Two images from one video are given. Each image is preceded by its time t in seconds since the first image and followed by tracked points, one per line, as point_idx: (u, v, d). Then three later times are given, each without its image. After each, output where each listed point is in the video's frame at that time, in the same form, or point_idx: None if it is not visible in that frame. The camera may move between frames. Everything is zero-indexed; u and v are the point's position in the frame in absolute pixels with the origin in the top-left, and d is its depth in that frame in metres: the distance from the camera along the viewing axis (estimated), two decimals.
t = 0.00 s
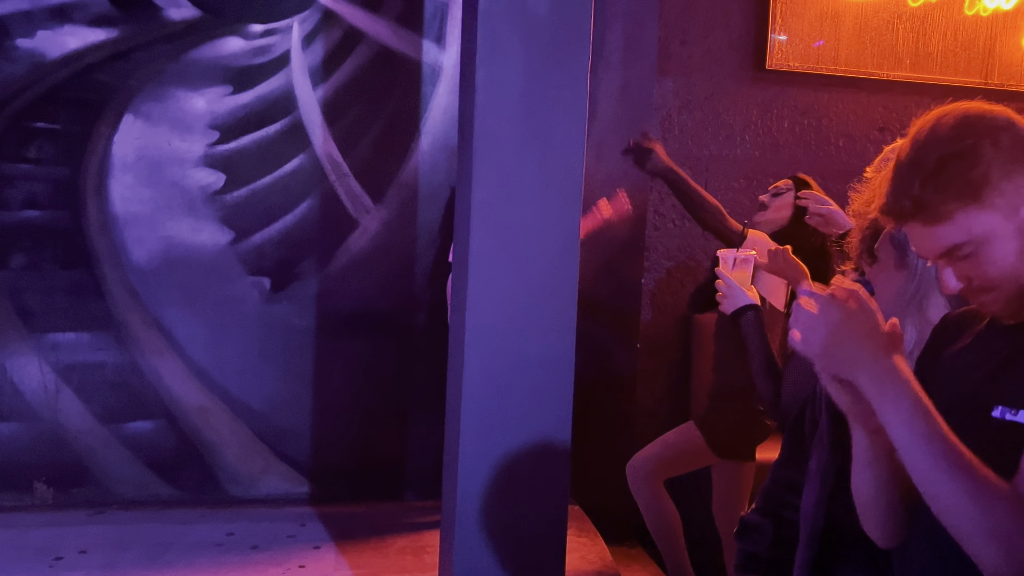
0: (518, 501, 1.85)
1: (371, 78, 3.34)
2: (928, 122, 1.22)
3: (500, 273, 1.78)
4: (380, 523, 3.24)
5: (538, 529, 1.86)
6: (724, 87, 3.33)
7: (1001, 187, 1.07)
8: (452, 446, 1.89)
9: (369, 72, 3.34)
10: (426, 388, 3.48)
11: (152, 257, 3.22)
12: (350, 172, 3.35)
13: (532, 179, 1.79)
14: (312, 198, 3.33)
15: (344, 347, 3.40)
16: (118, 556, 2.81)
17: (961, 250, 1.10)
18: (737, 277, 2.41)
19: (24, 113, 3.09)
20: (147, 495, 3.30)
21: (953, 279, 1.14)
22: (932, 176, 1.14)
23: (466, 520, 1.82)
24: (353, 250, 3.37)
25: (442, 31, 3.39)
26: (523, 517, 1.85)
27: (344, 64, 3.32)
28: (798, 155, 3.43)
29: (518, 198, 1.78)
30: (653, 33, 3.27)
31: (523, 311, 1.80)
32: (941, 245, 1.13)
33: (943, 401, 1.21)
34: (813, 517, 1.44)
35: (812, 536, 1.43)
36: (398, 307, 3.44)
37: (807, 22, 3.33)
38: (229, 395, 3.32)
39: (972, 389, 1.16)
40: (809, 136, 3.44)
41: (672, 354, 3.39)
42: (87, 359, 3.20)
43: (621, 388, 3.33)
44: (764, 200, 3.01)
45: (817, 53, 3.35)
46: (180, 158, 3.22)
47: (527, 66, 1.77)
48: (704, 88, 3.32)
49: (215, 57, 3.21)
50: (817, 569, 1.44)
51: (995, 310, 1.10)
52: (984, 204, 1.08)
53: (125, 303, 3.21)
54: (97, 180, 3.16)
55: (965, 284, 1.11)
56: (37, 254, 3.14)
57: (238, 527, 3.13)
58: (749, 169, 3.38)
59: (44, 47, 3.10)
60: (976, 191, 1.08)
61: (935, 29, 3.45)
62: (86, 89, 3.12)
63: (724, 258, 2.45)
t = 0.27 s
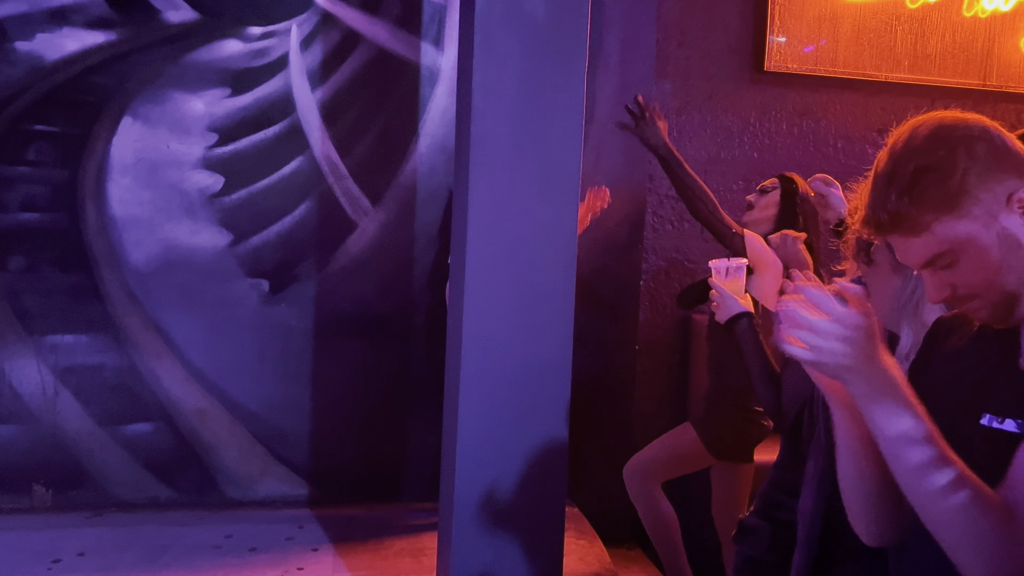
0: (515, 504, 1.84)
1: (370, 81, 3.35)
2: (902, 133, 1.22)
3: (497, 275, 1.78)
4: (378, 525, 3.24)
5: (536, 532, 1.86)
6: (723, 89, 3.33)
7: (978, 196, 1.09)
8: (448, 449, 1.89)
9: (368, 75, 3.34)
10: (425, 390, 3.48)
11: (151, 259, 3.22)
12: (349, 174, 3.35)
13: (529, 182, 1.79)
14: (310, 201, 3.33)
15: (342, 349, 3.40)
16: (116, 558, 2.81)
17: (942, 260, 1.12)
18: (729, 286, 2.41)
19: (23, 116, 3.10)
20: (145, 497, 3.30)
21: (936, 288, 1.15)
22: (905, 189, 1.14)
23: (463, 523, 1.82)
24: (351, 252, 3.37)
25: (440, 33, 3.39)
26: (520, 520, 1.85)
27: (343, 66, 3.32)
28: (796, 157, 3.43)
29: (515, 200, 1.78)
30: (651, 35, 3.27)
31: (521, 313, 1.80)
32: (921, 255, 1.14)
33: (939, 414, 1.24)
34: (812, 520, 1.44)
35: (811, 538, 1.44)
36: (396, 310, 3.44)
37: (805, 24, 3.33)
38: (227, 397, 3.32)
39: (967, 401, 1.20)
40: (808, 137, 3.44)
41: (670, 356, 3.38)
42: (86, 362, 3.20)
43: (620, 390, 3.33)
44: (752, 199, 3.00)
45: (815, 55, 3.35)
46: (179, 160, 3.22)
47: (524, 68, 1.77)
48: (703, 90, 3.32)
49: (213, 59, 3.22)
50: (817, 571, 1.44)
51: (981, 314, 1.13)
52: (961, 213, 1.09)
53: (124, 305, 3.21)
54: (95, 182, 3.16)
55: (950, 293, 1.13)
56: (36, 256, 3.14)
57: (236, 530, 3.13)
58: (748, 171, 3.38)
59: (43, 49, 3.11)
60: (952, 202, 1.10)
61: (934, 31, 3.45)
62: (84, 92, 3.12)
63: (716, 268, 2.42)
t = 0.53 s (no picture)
0: (514, 505, 1.84)
1: (370, 82, 3.35)
2: (901, 131, 1.24)
3: (496, 276, 1.78)
4: (378, 525, 3.24)
5: (535, 533, 1.86)
6: (723, 90, 3.34)
7: (967, 194, 1.10)
8: (448, 449, 1.89)
9: (367, 76, 3.35)
10: (425, 391, 3.48)
11: (151, 260, 3.23)
12: (349, 176, 3.36)
13: (528, 183, 1.79)
14: (311, 201, 3.33)
15: (342, 350, 3.40)
16: (117, 559, 2.82)
17: (932, 255, 1.13)
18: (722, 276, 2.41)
19: (23, 117, 3.10)
20: (146, 498, 3.30)
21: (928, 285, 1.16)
22: (898, 182, 1.17)
23: (462, 524, 1.82)
24: (351, 253, 3.37)
25: (440, 34, 3.39)
26: (519, 520, 1.85)
27: (343, 68, 3.32)
28: (796, 157, 3.43)
29: (514, 201, 1.78)
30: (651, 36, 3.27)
31: (520, 314, 1.80)
32: (912, 250, 1.15)
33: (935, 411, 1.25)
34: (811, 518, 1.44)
35: (810, 536, 1.44)
36: (396, 311, 3.44)
37: (805, 24, 3.33)
38: (228, 398, 3.33)
39: (965, 401, 1.20)
40: (808, 138, 3.44)
41: (670, 356, 3.35)
42: (86, 363, 3.20)
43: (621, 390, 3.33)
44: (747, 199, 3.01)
45: (815, 55, 3.35)
46: (179, 161, 3.23)
47: (523, 70, 1.78)
48: (702, 90, 3.32)
49: (214, 60, 3.22)
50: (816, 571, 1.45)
51: (973, 314, 1.13)
52: (951, 210, 1.10)
53: (124, 306, 3.22)
54: (96, 184, 3.16)
55: (942, 290, 1.13)
56: (36, 258, 3.14)
57: (237, 530, 3.13)
58: (748, 171, 3.38)
59: (43, 51, 3.11)
60: (942, 199, 1.11)
61: (934, 32, 3.45)
62: (85, 93, 3.13)
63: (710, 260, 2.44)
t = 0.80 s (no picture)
0: (516, 504, 1.85)
1: (370, 81, 3.35)
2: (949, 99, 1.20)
3: (498, 276, 1.78)
4: (380, 525, 3.25)
5: (535, 533, 1.86)
6: (723, 89, 3.33)
7: (954, 180, 1.10)
8: (449, 449, 1.90)
9: (368, 76, 3.35)
10: (426, 390, 3.49)
11: (153, 260, 3.23)
12: (350, 175, 3.36)
13: (529, 183, 1.79)
14: (312, 201, 3.34)
15: (344, 349, 3.41)
16: (119, 559, 2.82)
17: (917, 226, 1.16)
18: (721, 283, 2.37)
19: (25, 118, 3.11)
20: (148, 497, 3.31)
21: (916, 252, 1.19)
22: (915, 148, 1.18)
23: (464, 523, 1.82)
24: (352, 253, 3.38)
25: (441, 34, 3.39)
26: (520, 520, 1.85)
27: (344, 67, 3.33)
28: (797, 156, 3.43)
29: (514, 201, 1.78)
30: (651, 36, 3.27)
31: (522, 313, 1.81)
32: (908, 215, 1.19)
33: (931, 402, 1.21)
34: (813, 517, 1.45)
35: (813, 536, 1.45)
36: (397, 310, 3.44)
37: (807, 23, 3.33)
38: (229, 397, 3.33)
39: (966, 395, 1.15)
40: (809, 137, 3.44)
41: (671, 356, 3.38)
42: (89, 363, 3.21)
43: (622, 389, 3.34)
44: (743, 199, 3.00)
45: (816, 54, 3.35)
46: (180, 162, 3.23)
47: (523, 70, 1.78)
48: (703, 90, 3.32)
49: (215, 61, 3.22)
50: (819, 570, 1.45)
51: (950, 292, 1.14)
52: (935, 192, 1.12)
53: (126, 306, 3.22)
54: (97, 184, 3.17)
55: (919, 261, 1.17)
56: (39, 258, 3.15)
57: (239, 530, 3.14)
58: (749, 170, 3.38)
59: (45, 52, 3.12)
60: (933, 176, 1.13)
61: (934, 30, 3.45)
62: (86, 94, 3.14)
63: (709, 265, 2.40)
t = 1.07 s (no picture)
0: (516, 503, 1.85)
1: (370, 80, 3.35)
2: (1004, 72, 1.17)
3: (498, 275, 1.79)
4: (380, 523, 3.25)
5: (536, 531, 1.87)
6: (724, 88, 3.33)
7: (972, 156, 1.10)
8: (450, 447, 1.90)
9: (369, 74, 3.35)
10: (428, 389, 3.49)
11: (154, 260, 3.24)
12: (351, 174, 3.36)
13: (529, 181, 1.79)
14: (313, 200, 3.34)
15: (345, 348, 3.41)
16: (121, 557, 2.83)
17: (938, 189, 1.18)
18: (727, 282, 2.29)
19: (27, 117, 3.11)
20: (150, 496, 3.32)
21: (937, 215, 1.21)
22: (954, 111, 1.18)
23: (464, 521, 1.83)
24: (354, 252, 3.38)
25: (441, 33, 3.40)
26: (520, 519, 1.85)
27: (344, 66, 3.33)
28: (798, 155, 3.43)
29: (515, 200, 1.78)
30: (652, 34, 3.26)
31: (522, 312, 1.81)
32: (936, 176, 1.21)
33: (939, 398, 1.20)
34: (813, 514, 1.46)
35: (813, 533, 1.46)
36: (398, 309, 3.45)
37: (807, 21, 3.33)
38: (231, 396, 3.34)
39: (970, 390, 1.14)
40: (810, 135, 3.44)
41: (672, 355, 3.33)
42: (90, 362, 3.22)
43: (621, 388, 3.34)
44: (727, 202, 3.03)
45: (817, 53, 3.35)
46: (181, 161, 3.24)
47: (524, 68, 1.78)
48: (704, 88, 3.32)
49: (216, 60, 3.23)
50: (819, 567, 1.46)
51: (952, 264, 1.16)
52: (956, 162, 1.13)
53: (128, 305, 3.23)
54: (99, 183, 3.17)
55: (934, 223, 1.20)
56: (40, 257, 3.15)
57: (240, 529, 3.14)
58: (750, 169, 3.38)
59: (46, 51, 3.12)
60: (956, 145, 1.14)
61: (935, 28, 3.45)
62: (88, 93, 3.14)
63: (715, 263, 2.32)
